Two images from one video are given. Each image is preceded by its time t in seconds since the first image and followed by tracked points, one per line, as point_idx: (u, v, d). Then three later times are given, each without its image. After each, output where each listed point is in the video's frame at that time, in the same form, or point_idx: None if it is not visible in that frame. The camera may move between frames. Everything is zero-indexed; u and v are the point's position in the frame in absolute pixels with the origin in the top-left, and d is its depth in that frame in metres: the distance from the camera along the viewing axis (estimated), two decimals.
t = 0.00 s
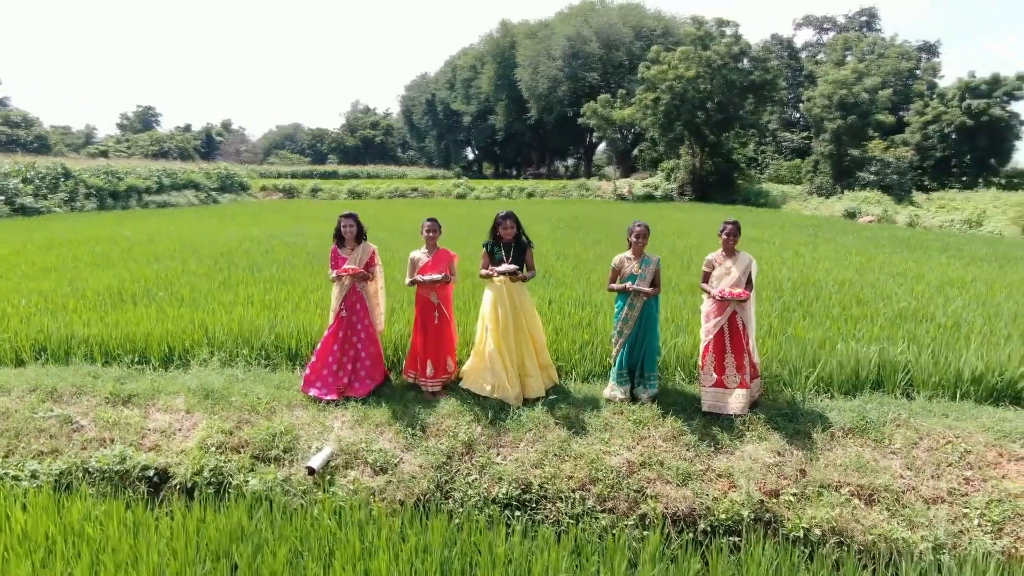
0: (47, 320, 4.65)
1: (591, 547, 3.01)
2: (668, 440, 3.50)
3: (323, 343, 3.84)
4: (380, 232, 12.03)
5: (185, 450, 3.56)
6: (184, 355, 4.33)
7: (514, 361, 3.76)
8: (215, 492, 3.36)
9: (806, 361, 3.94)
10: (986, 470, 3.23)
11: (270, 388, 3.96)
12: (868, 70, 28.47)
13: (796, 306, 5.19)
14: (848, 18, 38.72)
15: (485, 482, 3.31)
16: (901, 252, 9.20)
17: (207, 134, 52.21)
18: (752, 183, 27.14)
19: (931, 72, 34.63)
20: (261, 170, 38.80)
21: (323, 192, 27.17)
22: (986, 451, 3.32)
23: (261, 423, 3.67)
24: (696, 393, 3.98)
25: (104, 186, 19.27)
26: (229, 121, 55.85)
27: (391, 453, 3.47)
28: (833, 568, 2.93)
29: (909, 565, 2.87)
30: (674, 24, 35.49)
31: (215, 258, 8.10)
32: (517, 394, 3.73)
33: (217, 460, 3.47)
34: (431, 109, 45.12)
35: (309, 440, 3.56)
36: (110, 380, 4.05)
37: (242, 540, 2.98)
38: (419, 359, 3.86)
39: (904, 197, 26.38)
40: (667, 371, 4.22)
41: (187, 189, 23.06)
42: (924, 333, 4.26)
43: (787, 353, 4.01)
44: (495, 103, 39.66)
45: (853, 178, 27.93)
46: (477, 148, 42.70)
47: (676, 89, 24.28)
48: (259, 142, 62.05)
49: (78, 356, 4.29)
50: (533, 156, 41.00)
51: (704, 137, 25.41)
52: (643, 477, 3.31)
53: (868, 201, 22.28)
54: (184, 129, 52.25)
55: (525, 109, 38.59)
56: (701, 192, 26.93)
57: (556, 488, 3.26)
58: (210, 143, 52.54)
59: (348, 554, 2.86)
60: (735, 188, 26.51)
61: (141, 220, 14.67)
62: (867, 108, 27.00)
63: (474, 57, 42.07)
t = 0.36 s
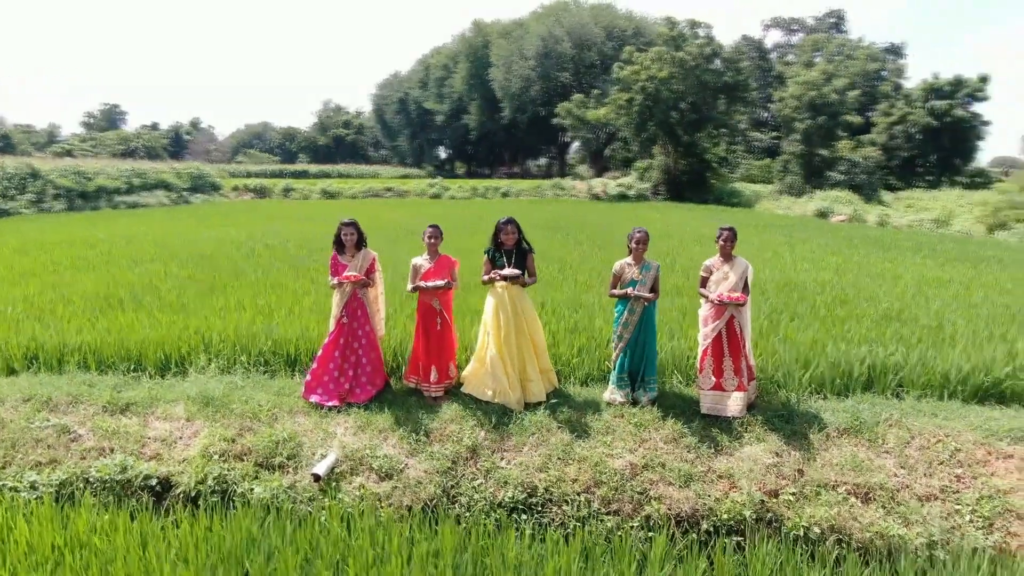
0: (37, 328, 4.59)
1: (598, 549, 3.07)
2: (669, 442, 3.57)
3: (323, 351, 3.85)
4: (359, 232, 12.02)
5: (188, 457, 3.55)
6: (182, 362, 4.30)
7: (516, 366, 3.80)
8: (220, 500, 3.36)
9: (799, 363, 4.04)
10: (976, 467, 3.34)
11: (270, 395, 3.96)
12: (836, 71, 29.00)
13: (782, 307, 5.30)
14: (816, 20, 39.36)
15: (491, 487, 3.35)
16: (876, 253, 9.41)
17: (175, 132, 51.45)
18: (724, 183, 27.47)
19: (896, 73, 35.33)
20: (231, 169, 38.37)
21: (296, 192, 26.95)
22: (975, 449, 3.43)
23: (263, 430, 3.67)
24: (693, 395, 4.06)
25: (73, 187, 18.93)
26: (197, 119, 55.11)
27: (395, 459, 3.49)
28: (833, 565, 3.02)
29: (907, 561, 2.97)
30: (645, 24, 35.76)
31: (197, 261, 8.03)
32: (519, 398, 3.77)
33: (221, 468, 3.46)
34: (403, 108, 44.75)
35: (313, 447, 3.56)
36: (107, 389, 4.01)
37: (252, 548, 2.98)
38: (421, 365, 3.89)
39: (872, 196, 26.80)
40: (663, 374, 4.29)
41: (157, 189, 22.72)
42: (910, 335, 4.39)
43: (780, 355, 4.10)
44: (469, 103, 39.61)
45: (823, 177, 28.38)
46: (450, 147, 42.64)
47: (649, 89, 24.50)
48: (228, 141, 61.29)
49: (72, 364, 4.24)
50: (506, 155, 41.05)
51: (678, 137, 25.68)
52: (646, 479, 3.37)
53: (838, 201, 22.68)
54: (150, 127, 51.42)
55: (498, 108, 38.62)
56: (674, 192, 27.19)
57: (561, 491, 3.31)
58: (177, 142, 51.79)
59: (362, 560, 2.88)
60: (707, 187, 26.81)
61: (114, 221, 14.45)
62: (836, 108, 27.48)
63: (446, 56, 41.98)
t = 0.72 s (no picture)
0: (22, 335, 4.51)
1: (603, 547, 3.14)
2: (666, 441, 3.66)
3: (321, 357, 3.86)
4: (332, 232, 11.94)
5: (187, 465, 3.53)
6: (175, 369, 4.26)
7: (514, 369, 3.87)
8: (222, 507, 3.36)
9: (787, 362, 4.16)
10: (959, 462, 3.49)
11: (268, 401, 3.96)
12: (797, 70, 29.51)
13: (764, 307, 5.43)
14: (776, 19, 40.04)
15: (494, 489, 3.40)
16: (844, 250, 9.65)
17: (132, 128, 50.33)
18: (690, 181, 27.76)
19: (854, 72, 36.13)
20: (191, 166, 37.67)
21: (261, 190, 26.59)
22: (958, 444, 3.58)
23: (263, 436, 3.67)
24: (685, 395, 4.15)
25: (31, 185, 18.44)
26: (155, 115, 53.95)
27: (398, 462, 3.53)
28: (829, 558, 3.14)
29: (898, 552, 3.10)
30: (610, 22, 36.00)
31: (172, 263, 7.91)
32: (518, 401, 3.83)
33: (222, 476, 3.46)
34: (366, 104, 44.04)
35: (314, 453, 3.58)
36: (101, 397, 3.96)
37: (262, 554, 2.99)
38: (418, 368, 3.93)
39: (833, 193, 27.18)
40: (656, 374, 4.37)
41: (118, 188, 22.24)
42: (890, 333, 4.54)
43: (769, 355, 4.22)
44: (434, 100, 39.47)
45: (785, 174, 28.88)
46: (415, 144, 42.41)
47: (616, 87, 24.70)
48: (186, 137, 60.13)
49: (62, 372, 4.17)
50: (472, 152, 41.01)
51: (644, 135, 25.91)
52: (646, 478, 3.45)
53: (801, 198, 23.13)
54: (106, 123, 50.22)
55: (464, 105, 38.55)
56: (640, 189, 27.41)
57: (563, 491, 3.37)
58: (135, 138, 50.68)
59: (373, 565, 2.91)
60: (673, 185, 27.08)
61: (78, 221, 14.13)
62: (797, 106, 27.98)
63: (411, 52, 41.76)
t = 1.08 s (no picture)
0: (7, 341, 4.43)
1: (607, 543, 3.24)
2: (662, 439, 3.76)
3: (320, 361, 3.89)
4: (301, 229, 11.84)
5: (190, 472, 3.53)
6: (169, 375, 4.24)
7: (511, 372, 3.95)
8: (227, 513, 3.37)
9: (773, 359, 4.30)
10: (940, 453, 3.66)
11: (267, 405, 3.97)
12: (756, 67, 30.01)
13: (744, 305, 5.59)
14: (735, 17, 40.62)
15: (497, 488, 3.48)
16: (812, 247, 9.90)
17: (83, 123, 49.05)
18: (652, 177, 27.97)
19: (810, 70, 36.85)
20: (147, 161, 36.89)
21: (222, 186, 26.20)
22: (938, 437, 3.75)
23: (264, 441, 3.69)
24: (676, 393, 4.27)
25: None
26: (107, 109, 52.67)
27: (401, 465, 3.57)
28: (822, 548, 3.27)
29: (886, 542, 3.25)
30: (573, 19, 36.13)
31: (146, 263, 7.79)
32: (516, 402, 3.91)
33: (225, 482, 3.47)
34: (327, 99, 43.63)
35: (318, 458, 3.61)
36: (95, 405, 3.92)
37: (274, 559, 3.02)
38: (417, 371, 3.97)
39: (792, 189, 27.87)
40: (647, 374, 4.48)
41: (75, 185, 21.73)
42: (868, 330, 4.72)
43: (755, 353, 4.35)
44: (396, 95, 39.18)
45: (745, 170, 29.39)
46: (376, 139, 42.07)
47: (580, 84, 24.84)
48: (140, 132, 58.81)
49: (53, 379, 4.11)
50: (435, 148, 40.84)
51: (607, 131, 26.13)
52: (644, 475, 3.55)
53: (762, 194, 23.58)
54: (56, 118, 48.86)
55: (426, 101, 38.37)
56: (604, 185, 27.60)
57: (564, 490, 3.46)
58: (86, 132, 49.43)
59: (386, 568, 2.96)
60: (636, 181, 27.34)
61: (37, 220, 13.77)
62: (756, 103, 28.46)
63: (372, 47, 41.41)
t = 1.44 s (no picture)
0: None
1: (612, 536, 3.35)
2: (658, 434, 3.89)
3: (321, 364, 3.92)
4: (270, 225, 11.76)
5: (196, 476, 3.55)
6: (166, 379, 4.22)
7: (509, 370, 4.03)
8: (236, 516, 3.40)
9: (759, 355, 4.45)
10: (920, 442, 3.86)
11: (267, 407, 3.99)
12: (715, 61, 30.41)
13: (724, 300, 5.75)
14: (692, 11, 41.12)
15: (502, 485, 3.56)
16: (778, 241, 10.17)
17: (28, 114, 47.49)
18: (614, 170, 28.24)
19: (765, 64, 37.54)
20: (98, 154, 35.93)
21: (179, 181, 25.67)
22: (917, 426, 3.95)
23: (269, 444, 3.71)
24: (668, 388, 4.40)
25: None
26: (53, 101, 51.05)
27: (406, 464, 3.63)
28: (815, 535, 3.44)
29: (874, 527, 3.43)
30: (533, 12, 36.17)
31: (119, 263, 7.67)
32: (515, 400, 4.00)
33: (232, 486, 3.49)
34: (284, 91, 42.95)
35: (324, 459, 3.65)
36: (93, 410, 3.90)
37: (290, 561, 3.07)
38: (417, 371, 4.03)
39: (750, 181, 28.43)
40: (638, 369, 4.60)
41: (26, 180, 21.08)
42: (845, 324, 4.92)
43: (742, 349, 4.51)
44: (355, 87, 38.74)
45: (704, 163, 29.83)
46: (334, 132, 41.58)
47: (542, 78, 24.93)
48: (87, 124, 57.13)
49: (46, 385, 4.06)
50: (394, 141, 40.54)
51: (570, 125, 26.13)
52: (644, 468, 3.67)
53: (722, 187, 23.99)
54: None
55: (386, 93, 38.06)
56: (567, 178, 27.72)
57: (568, 485, 3.56)
58: (32, 125, 47.85)
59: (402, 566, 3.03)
60: (598, 174, 27.49)
61: None
62: (715, 98, 28.87)
63: (329, 39, 40.87)
